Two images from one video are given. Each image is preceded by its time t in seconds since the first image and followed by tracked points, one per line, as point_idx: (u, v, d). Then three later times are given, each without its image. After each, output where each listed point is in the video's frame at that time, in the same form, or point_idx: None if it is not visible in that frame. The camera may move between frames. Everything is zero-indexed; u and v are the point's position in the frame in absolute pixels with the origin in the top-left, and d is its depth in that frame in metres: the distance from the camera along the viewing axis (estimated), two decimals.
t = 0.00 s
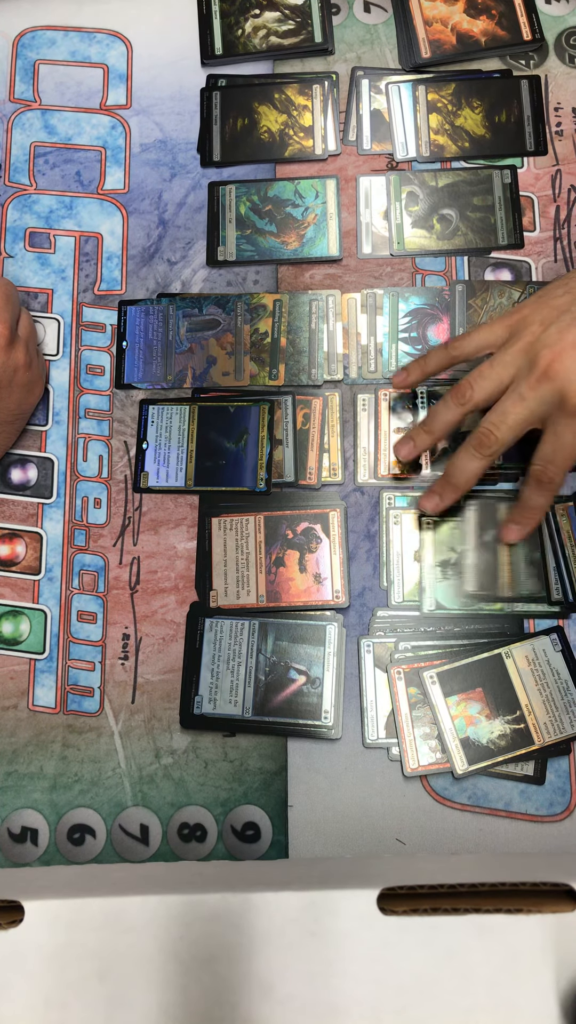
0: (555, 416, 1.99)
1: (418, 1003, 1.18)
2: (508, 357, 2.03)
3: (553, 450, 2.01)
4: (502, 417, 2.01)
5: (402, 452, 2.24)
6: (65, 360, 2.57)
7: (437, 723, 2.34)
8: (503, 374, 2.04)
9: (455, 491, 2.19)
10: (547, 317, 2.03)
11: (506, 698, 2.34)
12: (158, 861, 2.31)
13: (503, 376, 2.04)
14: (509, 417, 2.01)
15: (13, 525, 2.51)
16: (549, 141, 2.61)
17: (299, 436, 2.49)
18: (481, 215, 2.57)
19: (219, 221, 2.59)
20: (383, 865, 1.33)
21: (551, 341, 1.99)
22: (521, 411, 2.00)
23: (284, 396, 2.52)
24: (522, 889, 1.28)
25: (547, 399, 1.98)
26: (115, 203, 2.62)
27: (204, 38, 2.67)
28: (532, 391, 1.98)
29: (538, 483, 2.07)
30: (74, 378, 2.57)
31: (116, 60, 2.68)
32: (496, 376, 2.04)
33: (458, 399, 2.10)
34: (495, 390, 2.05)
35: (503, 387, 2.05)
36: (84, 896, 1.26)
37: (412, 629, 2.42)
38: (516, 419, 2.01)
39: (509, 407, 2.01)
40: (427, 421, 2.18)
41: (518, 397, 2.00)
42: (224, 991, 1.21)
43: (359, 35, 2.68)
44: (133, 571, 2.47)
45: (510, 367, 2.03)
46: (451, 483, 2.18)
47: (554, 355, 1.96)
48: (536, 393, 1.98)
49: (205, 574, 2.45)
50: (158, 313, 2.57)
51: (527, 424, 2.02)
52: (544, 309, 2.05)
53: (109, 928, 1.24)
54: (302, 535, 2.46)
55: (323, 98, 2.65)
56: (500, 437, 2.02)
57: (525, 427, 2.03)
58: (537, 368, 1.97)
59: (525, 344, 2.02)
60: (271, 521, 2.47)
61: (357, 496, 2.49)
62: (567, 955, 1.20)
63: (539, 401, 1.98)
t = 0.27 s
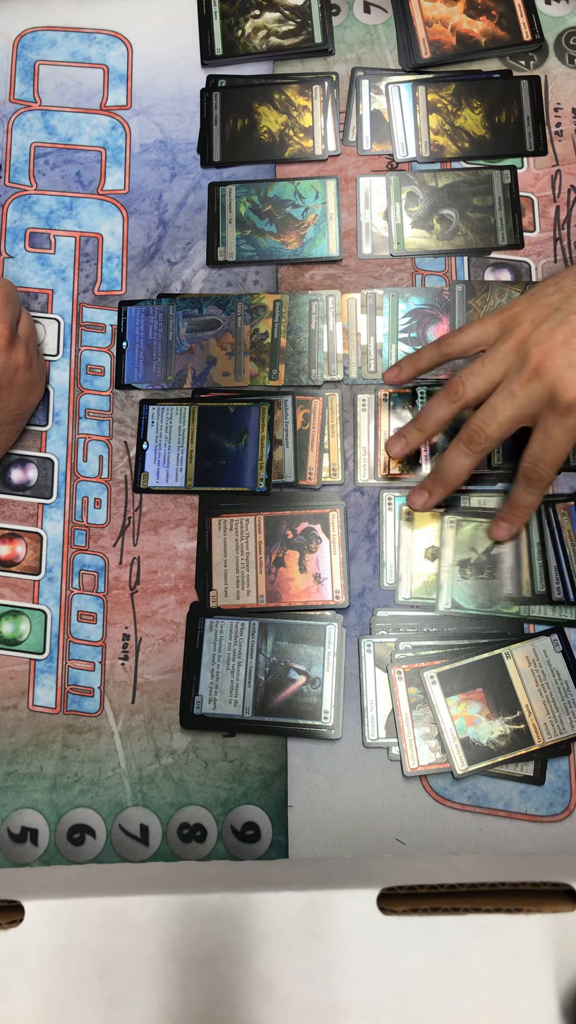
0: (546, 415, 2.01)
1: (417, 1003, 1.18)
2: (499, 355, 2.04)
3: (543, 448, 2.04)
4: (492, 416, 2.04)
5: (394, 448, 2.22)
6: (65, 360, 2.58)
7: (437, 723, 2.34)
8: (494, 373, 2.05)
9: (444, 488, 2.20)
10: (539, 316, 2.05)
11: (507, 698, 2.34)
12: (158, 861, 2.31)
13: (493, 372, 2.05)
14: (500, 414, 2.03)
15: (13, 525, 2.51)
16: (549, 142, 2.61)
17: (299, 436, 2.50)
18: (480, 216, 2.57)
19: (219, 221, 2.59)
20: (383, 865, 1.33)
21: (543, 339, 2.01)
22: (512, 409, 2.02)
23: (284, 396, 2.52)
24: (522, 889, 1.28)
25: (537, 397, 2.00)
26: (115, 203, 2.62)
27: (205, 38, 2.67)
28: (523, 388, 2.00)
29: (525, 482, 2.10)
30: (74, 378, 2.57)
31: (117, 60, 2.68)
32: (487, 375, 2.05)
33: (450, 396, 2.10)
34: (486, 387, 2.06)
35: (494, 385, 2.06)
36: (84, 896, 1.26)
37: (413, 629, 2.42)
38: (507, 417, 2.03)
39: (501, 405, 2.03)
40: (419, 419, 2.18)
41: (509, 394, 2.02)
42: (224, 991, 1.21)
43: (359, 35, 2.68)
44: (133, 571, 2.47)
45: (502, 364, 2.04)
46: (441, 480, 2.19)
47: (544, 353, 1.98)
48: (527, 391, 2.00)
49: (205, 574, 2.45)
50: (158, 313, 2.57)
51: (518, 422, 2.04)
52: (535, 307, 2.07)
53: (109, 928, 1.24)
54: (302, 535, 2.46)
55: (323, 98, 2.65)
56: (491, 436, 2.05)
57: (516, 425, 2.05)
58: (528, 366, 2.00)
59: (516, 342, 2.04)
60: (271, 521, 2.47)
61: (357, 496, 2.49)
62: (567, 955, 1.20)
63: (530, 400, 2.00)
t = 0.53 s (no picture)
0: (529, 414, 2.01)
1: (417, 1003, 1.18)
2: (485, 354, 2.05)
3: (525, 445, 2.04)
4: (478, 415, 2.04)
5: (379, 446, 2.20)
6: (65, 360, 2.58)
7: (437, 723, 2.34)
8: (479, 371, 2.05)
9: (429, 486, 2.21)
10: (524, 315, 2.05)
11: (507, 698, 2.34)
12: (158, 861, 2.31)
13: (478, 370, 2.05)
14: (485, 412, 2.03)
15: (13, 525, 2.51)
16: (549, 142, 2.61)
17: (299, 436, 2.50)
18: (481, 216, 2.57)
19: (219, 221, 2.59)
20: (383, 865, 1.32)
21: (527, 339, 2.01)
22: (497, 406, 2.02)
23: (284, 396, 2.52)
24: (522, 889, 1.28)
25: (522, 395, 2.00)
26: (115, 203, 2.62)
27: (205, 38, 2.67)
28: (509, 386, 2.01)
29: (508, 481, 2.11)
30: (74, 378, 2.57)
31: (117, 60, 2.68)
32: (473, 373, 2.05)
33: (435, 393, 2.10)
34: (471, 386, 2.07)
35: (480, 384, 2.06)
36: (83, 896, 1.26)
37: (413, 629, 2.41)
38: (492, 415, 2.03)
39: (485, 403, 2.03)
40: (404, 416, 2.18)
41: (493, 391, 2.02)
42: (224, 991, 1.21)
43: (359, 35, 2.68)
44: (133, 571, 2.47)
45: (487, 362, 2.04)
46: (426, 479, 2.19)
47: (528, 351, 1.99)
48: (512, 389, 2.01)
49: (205, 574, 2.45)
50: (158, 313, 2.57)
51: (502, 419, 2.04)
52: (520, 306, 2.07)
53: (109, 928, 1.24)
54: (302, 535, 2.46)
55: (323, 98, 2.65)
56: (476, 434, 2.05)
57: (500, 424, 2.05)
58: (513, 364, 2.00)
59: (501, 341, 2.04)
60: (271, 521, 2.47)
61: (357, 496, 2.49)
62: (567, 955, 1.19)
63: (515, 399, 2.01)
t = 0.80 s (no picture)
0: (511, 410, 2.01)
1: (417, 1002, 1.18)
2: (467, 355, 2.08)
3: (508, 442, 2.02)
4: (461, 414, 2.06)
5: (366, 448, 2.26)
6: (65, 360, 2.58)
7: (437, 723, 2.35)
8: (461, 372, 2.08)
9: (426, 492, 2.23)
10: (504, 314, 2.07)
11: (507, 698, 2.34)
12: (158, 861, 2.31)
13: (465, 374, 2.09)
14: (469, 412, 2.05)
15: (13, 525, 2.51)
16: (549, 142, 2.62)
17: (299, 436, 2.50)
18: (480, 216, 2.57)
19: (219, 221, 2.59)
20: (383, 865, 1.32)
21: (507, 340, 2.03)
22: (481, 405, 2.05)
23: (284, 396, 2.52)
24: (522, 889, 1.27)
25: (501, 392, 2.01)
26: (115, 203, 2.62)
27: (205, 38, 2.68)
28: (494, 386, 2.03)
29: (481, 474, 2.10)
30: (74, 378, 2.57)
31: (117, 60, 2.68)
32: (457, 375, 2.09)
33: (421, 396, 2.15)
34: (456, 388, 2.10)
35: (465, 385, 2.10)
36: (83, 896, 1.26)
37: (413, 629, 2.41)
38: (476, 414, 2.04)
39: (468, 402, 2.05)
40: (391, 420, 2.22)
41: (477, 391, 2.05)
42: (224, 990, 1.21)
43: (358, 35, 2.68)
44: (133, 571, 2.47)
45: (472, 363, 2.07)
46: (422, 484, 2.21)
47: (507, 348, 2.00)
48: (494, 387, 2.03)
49: (205, 574, 2.45)
50: (159, 313, 2.57)
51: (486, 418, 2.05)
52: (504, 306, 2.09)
53: (108, 927, 1.24)
54: (302, 535, 2.46)
55: (323, 98, 2.65)
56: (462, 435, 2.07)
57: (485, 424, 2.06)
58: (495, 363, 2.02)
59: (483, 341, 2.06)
60: (271, 521, 2.48)
61: (357, 496, 2.49)
62: (567, 956, 1.19)
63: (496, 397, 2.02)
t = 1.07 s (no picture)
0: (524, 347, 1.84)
1: (417, 1003, 1.14)
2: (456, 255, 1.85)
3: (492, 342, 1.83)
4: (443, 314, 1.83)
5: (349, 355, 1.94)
6: (65, 360, 2.58)
7: (437, 723, 2.35)
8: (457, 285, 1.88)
9: (397, 396, 1.84)
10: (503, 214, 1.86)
11: (507, 698, 2.35)
12: (158, 861, 2.31)
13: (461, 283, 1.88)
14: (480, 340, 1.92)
15: (13, 525, 2.51)
16: (549, 142, 2.62)
17: (299, 436, 2.50)
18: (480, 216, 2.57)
19: (219, 221, 2.60)
20: (384, 864, 1.28)
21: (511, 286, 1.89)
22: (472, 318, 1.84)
23: (284, 396, 2.52)
24: (522, 889, 1.24)
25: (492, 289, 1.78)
26: (115, 203, 2.62)
27: (205, 38, 2.68)
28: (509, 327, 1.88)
29: (456, 374, 1.81)
30: (74, 379, 2.57)
31: (117, 60, 2.68)
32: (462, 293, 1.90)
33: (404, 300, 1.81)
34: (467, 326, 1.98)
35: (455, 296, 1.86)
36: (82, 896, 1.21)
37: (414, 629, 2.41)
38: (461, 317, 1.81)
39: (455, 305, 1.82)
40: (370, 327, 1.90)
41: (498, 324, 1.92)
42: (225, 991, 1.17)
43: (359, 35, 2.68)
44: (133, 571, 2.47)
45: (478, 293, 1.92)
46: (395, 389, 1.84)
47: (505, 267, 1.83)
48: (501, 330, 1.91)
49: (205, 574, 2.45)
50: (159, 313, 2.57)
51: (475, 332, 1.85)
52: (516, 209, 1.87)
53: (108, 927, 1.20)
54: (302, 535, 2.46)
55: (323, 99, 2.65)
56: (444, 331, 1.82)
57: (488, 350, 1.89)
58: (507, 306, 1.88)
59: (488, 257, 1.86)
60: (271, 522, 2.48)
61: (358, 496, 2.49)
62: (568, 955, 1.16)
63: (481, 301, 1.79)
